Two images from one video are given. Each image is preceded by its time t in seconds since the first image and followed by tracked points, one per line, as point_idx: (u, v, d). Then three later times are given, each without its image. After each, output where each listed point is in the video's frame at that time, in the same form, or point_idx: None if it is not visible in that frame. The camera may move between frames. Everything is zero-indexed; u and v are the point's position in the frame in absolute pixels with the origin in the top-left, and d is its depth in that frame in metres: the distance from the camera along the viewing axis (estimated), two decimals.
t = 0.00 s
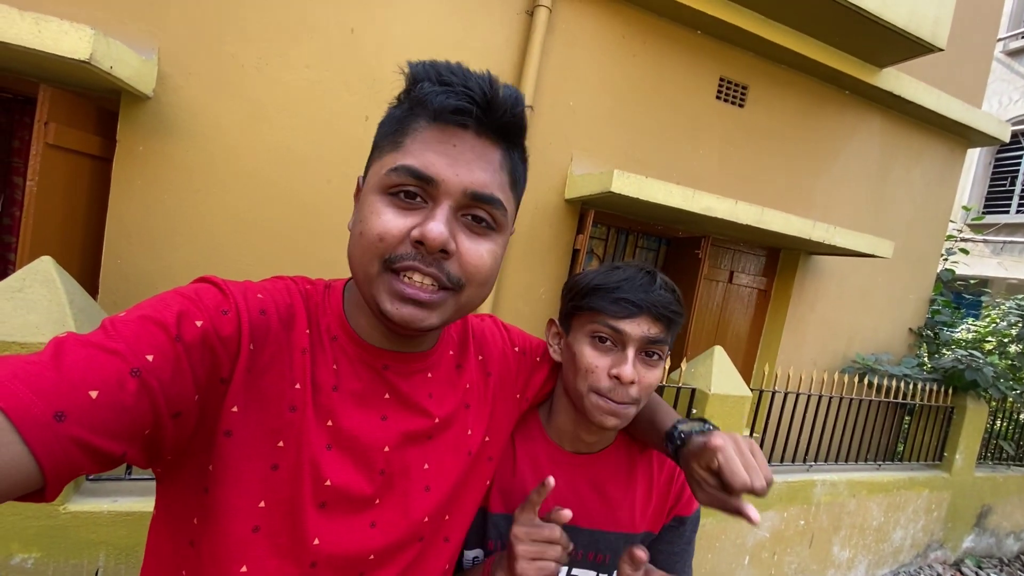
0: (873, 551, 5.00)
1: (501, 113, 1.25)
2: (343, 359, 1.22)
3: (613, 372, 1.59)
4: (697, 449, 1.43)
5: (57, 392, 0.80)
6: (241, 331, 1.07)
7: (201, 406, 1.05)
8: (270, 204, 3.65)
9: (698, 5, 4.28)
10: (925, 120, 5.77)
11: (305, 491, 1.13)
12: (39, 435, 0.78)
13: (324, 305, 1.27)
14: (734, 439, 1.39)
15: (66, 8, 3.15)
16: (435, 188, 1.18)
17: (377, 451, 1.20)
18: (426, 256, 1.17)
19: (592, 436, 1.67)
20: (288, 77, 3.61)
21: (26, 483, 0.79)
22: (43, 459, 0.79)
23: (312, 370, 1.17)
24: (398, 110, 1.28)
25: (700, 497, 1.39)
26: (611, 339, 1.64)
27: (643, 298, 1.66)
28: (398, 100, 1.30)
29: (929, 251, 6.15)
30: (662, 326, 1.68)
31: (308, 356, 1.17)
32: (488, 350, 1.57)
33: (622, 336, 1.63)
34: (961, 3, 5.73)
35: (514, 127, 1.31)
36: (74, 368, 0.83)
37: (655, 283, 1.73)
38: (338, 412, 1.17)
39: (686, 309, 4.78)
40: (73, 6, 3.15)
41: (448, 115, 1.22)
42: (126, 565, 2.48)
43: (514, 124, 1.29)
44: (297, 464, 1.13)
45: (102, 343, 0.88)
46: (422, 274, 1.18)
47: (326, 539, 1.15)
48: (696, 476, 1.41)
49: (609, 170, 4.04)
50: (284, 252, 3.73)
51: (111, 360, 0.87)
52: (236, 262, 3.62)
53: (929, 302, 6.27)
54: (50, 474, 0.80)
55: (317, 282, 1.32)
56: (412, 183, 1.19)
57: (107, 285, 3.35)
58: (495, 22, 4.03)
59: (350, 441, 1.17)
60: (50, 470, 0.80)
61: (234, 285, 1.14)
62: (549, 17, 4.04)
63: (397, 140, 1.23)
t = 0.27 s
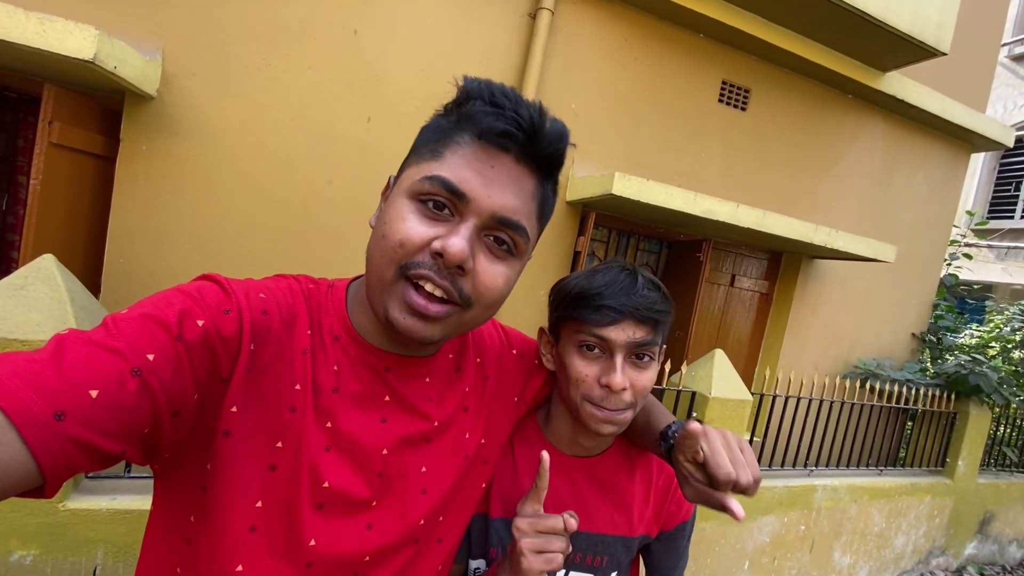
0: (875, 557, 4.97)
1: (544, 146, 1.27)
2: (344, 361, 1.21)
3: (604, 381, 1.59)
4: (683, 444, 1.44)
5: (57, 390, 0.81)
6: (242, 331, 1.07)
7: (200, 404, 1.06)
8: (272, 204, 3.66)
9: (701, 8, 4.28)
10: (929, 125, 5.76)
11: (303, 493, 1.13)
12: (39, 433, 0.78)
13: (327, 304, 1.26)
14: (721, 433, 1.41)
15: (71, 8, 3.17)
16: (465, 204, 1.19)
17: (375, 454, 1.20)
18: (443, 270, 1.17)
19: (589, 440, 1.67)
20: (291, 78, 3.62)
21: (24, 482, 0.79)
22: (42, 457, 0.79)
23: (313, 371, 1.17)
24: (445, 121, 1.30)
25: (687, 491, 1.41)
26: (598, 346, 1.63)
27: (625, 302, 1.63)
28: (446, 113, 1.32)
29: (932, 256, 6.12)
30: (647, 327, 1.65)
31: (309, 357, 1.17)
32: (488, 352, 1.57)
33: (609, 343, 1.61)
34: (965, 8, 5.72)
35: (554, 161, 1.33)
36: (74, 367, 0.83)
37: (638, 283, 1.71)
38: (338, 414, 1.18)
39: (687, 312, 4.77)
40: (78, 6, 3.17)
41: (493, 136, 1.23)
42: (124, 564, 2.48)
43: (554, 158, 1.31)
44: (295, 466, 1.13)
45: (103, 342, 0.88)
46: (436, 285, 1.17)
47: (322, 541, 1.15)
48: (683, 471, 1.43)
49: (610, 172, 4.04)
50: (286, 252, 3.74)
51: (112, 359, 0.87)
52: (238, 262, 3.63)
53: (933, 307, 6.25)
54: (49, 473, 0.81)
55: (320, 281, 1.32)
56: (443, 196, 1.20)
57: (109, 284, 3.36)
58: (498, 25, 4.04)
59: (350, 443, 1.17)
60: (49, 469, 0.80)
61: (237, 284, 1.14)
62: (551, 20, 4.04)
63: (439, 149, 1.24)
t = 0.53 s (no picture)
0: (878, 563, 4.93)
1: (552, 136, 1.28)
2: (345, 350, 1.21)
3: (592, 358, 1.58)
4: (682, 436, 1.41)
5: (52, 372, 0.81)
6: (241, 318, 1.07)
7: (198, 390, 1.05)
8: (275, 202, 3.67)
9: (705, 10, 4.29)
10: (933, 129, 5.74)
11: (300, 482, 1.12)
12: (33, 415, 0.78)
13: (329, 293, 1.26)
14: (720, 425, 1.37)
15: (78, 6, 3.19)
16: (478, 194, 1.20)
17: (373, 444, 1.20)
18: (461, 261, 1.19)
19: (589, 431, 1.66)
20: (295, 77, 3.64)
21: (18, 464, 0.80)
22: (35, 439, 0.79)
23: (312, 360, 1.17)
24: (447, 107, 1.27)
25: (686, 484, 1.38)
26: (586, 327, 1.62)
27: (610, 281, 1.63)
28: (445, 97, 1.30)
29: (936, 260, 6.10)
30: (633, 305, 1.64)
31: (308, 346, 1.17)
32: (487, 347, 1.57)
33: (596, 322, 1.60)
34: (970, 12, 5.72)
35: (557, 149, 1.34)
36: (69, 349, 0.83)
37: (620, 266, 1.70)
38: (337, 404, 1.17)
39: (690, 314, 4.76)
40: (85, 4, 3.20)
41: (503, 126, 1.23)
42: (123, 559, 2.47)
43: (557, 147, 1.33)
44: (292, 454, 1.13)
45: (100, 325, 0.88)
46: (455, 277, 1.18)
47: (318, 531, 1.14)
48: (682, 461, 1.40)
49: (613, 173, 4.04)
50: (288, 250, 3.74)
51: (109, 342, 0.87)
52: (240, 260, 3.64)
53: (937, 312, 6.22)
54: (42, 454, 0.80)
55: (322, 270, 1.31)
56: (455, 187, 1.20)
57: (112, 280, 3.37)
58: (502, 25, 4.05)
59: (348, 433, 1.17)
60: (43, 450, 0.80)
61: (237, 270, 1.13)
62: (555, 21, 4.05)
63: (446, 139, 1.22)
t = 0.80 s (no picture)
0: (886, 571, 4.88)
1: (531, 111, 1.28)
2: (343, 354, 1.20)
3: (611, 366, 1.56)
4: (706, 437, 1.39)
5: (48, 379, 0.80)
6: (238, 322, 1.06)
7: (197, 395, 1.04)
8: (282, 203, 3.67)
9: (715, 12, 4.25)
10: (945, 132, 5.68)
11: (299, 487, 1.11)
12: (29, 422, 0.77)
13: (325, 298, 1.25)
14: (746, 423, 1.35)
15: (88, 7, 3.20)
16: (470, 179, 1.19)
17: (373, 448, 1.18)
18: (465, 246, 1.18)
19: (602, 446, 1.63)
20: (303, 77, 3.63)
21: (13, 473, 0.79)
22: (32, 446, 0.78)
23: (310, 363, 1.16)
24: (421, 100, 1.26)
25: (712, 485, 1.36)
26: (607, 336, 1.60)
27: (636, 292, 1.62)
28: (418, 90, 1.29)
29: (947, 265, 6.03)
30: (660, 318, 1.62)
31: (306, 349, 1.15)
32: (491, 351, 1.55)
33: (618, 332, 1.59)
34: (983, 14, 5.65)
35: (535, 124, 1.34)
36: (65, 355, 0.82)
37: (649, 279, 1.68)
38: (336, 407, 1.16)
39: (697, 318, 4.72)
40: (95, 5, 3.20)
41: (481, 108, 1.23)
42: (127, 561, 2.47)
43: (535, 122, 1.32)
44: (290, 459, 1.12)
45: (96, 332, 0.87)
46: (461, 262, 1.18)
47: (317, 538, 1.12)
48: (708, 462, 1.37)
49: (621, 176, 4.01)
50: (294, 251, 3.73)
51: (105, 348, 0.86)
52: (247, 261, 3.63)
53: (947, 317, 6.15)
54: (39, 462, 0.79)
55: (319, 275, 1.30)
56: (447, 176, 1.19)
57: (119, 280, 3.38)
58: (510, 27, 4.03)
59: (347, 437, 1.15)
60: (39, 458, 0.79)
61: (233, 275, 1.12)
62: (564, 22, 4.03)
63: (427, 130, 1.21)
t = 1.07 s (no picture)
0: None
1: (495, 94, 1.27)
2: (345, 362, 1.19)
3: (632, 377, 1.53)
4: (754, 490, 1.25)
5: (53, 395, 0.79)
6: (241, 332, 1.05)
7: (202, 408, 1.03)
8: (288, 205, 3.66)
9: (724, 15, 4.23)
10: (955, 137, 5.64)
11: (302, 497, 1.10)
12: (36, 438, 0.77)
13: (326, 308, 1.25)
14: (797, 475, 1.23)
15: (97, 8, 3.20)
16: (446, 174, 1.18)
17: (378, 457, 1.16)
18: (452, 242, 1.17)
19: (621, 459, 1.60)
20: (310, 79, 3.62)
21: (23, 490, 0.78)
22: (41, 463, 0.78)
23: (312, 372, 1.15)
24: (383, 104, 1.25)
25: (761, 541, 1.21)
26: (629, 346, 1.58)
27: (659, 302, 1.60)
28: (379, 95, 1.28)
29: (956, 271, 5.99)
30: (683, 331, 1.60)
31: (308, 358, 1.14)
32: (497, 357, 1.52)
33: (640, 343, 1.57)
34: (994, 18, 5.61)
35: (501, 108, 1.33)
36: (69, 371, 0.82)
37: (673, 291, 1.66)
38: (339, 415, 1.15)
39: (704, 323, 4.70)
40: (104, 6, 3.21)
41: (442, 99, 1.21)
42: (132, 564, 2.46)
43: (501, 104, 1.30)
44: (294, 469, 1.10)
45: (99, 348, 0.86)
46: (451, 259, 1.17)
47: (324, 549, 1.10)
48: (758, 517, 1.22)
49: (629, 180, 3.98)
50: (301, 253, 3.72)
51: (109, 363, 0.85)
52: (253, 263, 3.63)
53: (956, 323, 6.10)
54: (48, 480, 0.79)
55: (320, 286, 1.30)
56: (422, 174, 1.17)
57: (126, 282, 3.38)
58: (518, 29, 4.02)
59: (351, 445, 1.14)
60: (49, 477, 0.79)
61: (235, 287, 1.11)
62: (572, 25, 4.01)
63: (394, 132, 1.20)
